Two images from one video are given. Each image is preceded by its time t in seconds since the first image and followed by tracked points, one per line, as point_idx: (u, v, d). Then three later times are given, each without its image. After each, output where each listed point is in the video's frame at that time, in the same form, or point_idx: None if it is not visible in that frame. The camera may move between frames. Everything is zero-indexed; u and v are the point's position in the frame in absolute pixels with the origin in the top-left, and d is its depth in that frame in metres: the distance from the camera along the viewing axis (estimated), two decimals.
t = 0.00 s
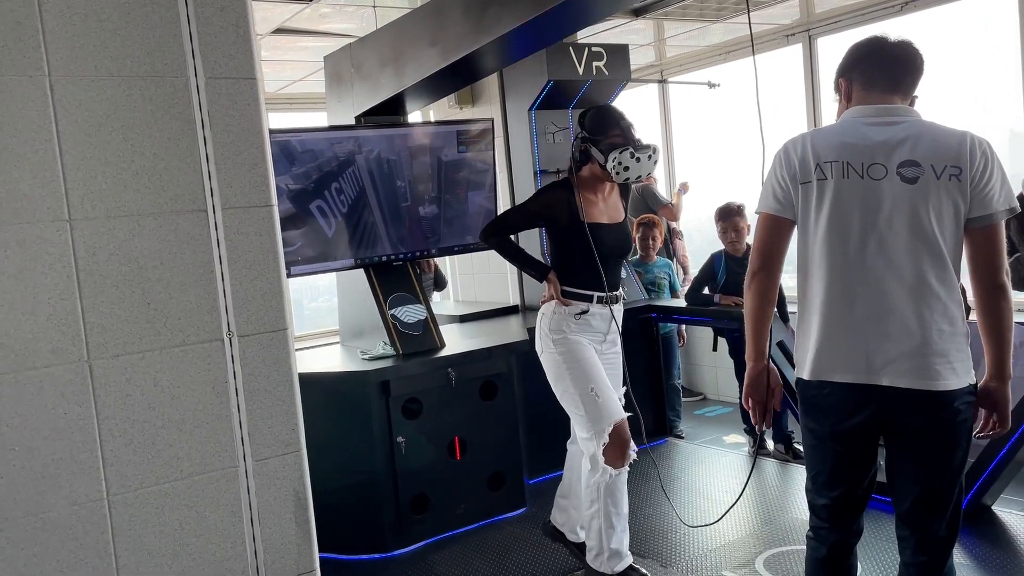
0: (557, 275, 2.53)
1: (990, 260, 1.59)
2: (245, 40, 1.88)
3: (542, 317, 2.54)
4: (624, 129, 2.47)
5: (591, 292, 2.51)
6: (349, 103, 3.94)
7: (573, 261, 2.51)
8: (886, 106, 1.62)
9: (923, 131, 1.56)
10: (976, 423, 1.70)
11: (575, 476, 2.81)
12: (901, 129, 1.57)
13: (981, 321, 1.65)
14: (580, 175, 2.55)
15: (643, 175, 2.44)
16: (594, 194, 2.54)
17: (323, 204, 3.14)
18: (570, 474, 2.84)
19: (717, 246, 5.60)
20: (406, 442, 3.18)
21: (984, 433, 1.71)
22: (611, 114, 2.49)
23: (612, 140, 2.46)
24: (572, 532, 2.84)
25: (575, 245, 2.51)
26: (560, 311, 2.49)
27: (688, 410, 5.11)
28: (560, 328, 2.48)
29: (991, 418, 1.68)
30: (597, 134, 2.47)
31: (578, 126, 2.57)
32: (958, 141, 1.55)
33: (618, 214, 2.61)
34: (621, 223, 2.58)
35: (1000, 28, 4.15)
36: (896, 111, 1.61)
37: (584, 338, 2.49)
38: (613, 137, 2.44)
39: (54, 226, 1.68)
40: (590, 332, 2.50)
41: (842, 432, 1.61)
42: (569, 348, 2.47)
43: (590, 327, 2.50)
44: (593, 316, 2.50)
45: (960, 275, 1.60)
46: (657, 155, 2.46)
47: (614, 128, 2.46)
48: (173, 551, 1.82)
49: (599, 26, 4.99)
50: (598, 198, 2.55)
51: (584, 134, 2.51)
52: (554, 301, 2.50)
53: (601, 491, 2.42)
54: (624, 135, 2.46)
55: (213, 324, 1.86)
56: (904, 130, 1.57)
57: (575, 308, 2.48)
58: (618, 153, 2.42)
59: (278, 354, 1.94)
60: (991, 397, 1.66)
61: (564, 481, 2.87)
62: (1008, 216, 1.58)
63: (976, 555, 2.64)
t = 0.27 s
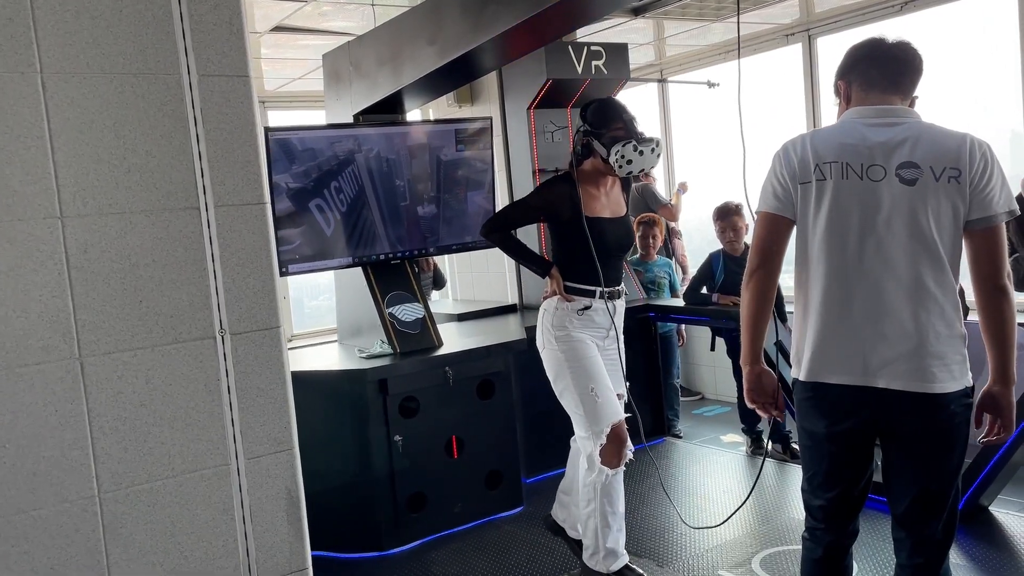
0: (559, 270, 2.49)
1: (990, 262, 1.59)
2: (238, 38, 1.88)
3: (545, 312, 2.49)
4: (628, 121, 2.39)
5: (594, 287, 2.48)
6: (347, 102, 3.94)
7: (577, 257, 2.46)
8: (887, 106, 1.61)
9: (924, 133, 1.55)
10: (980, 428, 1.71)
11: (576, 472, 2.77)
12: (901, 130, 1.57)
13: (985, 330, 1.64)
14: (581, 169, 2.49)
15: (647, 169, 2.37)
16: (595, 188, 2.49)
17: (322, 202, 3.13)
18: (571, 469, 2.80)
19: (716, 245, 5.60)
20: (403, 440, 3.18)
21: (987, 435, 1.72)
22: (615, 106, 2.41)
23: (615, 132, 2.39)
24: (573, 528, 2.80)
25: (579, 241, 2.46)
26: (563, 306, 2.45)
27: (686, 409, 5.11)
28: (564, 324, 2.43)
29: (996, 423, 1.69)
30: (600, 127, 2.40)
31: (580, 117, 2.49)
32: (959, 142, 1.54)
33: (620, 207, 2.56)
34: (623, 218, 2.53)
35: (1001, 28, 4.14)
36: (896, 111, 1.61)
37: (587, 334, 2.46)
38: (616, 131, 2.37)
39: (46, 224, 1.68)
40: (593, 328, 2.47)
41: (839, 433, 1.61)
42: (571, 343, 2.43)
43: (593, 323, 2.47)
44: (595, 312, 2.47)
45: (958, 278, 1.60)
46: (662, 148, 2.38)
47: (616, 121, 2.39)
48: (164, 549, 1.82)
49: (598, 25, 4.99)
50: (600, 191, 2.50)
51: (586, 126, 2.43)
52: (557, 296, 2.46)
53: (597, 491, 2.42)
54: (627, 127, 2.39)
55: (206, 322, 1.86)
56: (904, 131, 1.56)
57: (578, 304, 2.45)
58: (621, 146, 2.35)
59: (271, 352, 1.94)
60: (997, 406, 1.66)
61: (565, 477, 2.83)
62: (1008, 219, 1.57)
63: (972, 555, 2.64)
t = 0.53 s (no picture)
0: (557, 269, 2.47)
1: (987, 261, 1.58)
2: (232, 35, 1.87)
3: (543, 311, 2.48)
4: (628, 119, 2.39)
5: (591, 285, 2.46)
6: (346, 100, 3.93)
7: (575, 255, 2.44)
8: (886, 106, 1.61)
9: (922, 132, 1.55)
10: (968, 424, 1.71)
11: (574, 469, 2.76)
12: (899, 130, 1.56)
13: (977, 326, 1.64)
14: (581, 166, 2.48)
15: (647, 167, 2.36)
16: (595, 186, 2.47)
17: (322, 200, 3.13)
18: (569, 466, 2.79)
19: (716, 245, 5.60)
20: (400, 439, 3.18)
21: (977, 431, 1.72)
22: (615, 103, 2.41)
23: (615, 130, 2.38)
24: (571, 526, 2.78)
25: (578, 239, 2.44)
26: (561, 305, 2.43)
27: (684, 409, 5.10)
28: (561, 323, 2.42)
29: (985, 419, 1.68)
30: (600, 124, 2.39)
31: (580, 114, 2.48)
32: (957, 142, 1.54)
33: (619, 207, 2.55)
34: (623, 216, 2.52)
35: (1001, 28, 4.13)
36: (895, 110, 1.60)
37: (585, 333, 2.44)
38: (617, 128, 2.36)
39: (37, 221, 1.68)
40: (590, 327, 2.45)
41: (836, 433, 1.60)
42: (569, 342, 2.42)
43: (591, 322, 2.46)
44: (592, 311, 2.46)
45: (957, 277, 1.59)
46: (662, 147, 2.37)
47: (617, 118, 2.38)
48: (156, 547, 1.82)
49: (597, 23, 4.98)
50: (600, 189, 2.49)
51: (587, 124, 2.42)
52: (555, 295, 2.44)
53: (593, 490, 2.42)
54: (627, 125, 2.38)
55: (199, 320, 1.86)
56: (903, 131, 1.56)
57: (575, 303, 2.44)
58: (622, 143, 2.33)
59: (264, 350, 1.94)
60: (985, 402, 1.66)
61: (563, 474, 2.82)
62: (1006, 219, 1.57)
63: (969, 556, 2.63)
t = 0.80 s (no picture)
0: (555, 268, 2.45)
1: (987, 261, 1.57)
2: (227, 33, 1.87)
3: (541, 310, 2.47)
4: (626, 118, 2.38)
5: (587, 285, 2.45)
6: (345, 99, 3.93)
7: (572, 254, 2.43)
8: (884, 105, 1.60)
9: (921, 131, 1.54)
10: (972, 428, 1.69)
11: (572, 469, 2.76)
12: (898, 129, 1.55)
13: (979, 328, 1.63)
14: (579, 165, 2.47)
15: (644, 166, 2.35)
16: (593, 186, 2.47)
17: (323, 197, 3.13)
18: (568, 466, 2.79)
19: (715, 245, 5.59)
20: (398, 439, 3.17)
21: (981, 434, 1.71)
22: (613, 102, 2.40)
23: (613, 129, 2.36)
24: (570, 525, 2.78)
25: (574, 238, 2.42)
26: (558, 304, 2.43)
27: (683, 409, 5.10)
28: (559, 322, 2.42)
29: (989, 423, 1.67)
30: (598, 122, 2.37)
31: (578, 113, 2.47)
32: (956, 141, 1.52)
33: (617, 206, 2.53)
34: (620, 216, 2.51)
35: (1002, 28, 4.13)
36: (894, 110, 1.59)
37: (583, 332, 2.43)
38: (614, 127, 2.35)
39: (30, 219, 1.67)
40: (589, 326, 2.44)
41: (834, 434, 1.60)
42: (567, 342, 2.41)
43: (590, 321, 2.45)
44: (590, 310, 2.45)
45: (957, 277, 1.58)
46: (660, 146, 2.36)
47: (614, 117, 2.37)
48: (149, 546, 1.81)
49: (597, 23, 4.97)
50: (597, 188, 2.48)
51: (584, 123, 2.41)
52: (554, 294, 2.43)
53: (591, 490, 2.41)
54: (625, 123, 2.37)
55: (192, 319, 1.85)
56: (902, 130, 1.55)
57: (574, 302, 2.43)
58: (619, 143, 2.33)
59: (259, 349, 1.94)
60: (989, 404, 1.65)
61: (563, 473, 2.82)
62: (1006, 218, 1.56)
63: (968, 557, 2.63)
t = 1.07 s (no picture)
0: (552, 267, 2.44)
1: (987, 262, 1.56)
2: (222, 32, 1.86)
3: (539, 311, 2.46)
4: (623, 115, 2.37)
5: (587, 284, 2.43)
6: (342, 99, 3.92)
7: (572, 252, 2.42)
8: (883, 106, 1.59)
9: (920, 132, 1.53)
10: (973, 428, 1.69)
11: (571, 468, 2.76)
12: (896, 130, 1.54)
13: (980, 330, 1.62)
14: (575, 163, 2.46)
15: (642, 164, 2.35)
16: (590, 184, 2.46)
17: (320, 198, 3.12)
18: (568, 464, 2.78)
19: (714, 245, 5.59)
20: (395, 439, 3.17)
21: (982, 435, 1.70)
22: (610, 100, 2.39)
23: (611, 126, 2.35)
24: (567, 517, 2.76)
25: (573, 236, 2.42)
26: (557, 305, 2.42)
27: (681, 409, 5.10)
28: (559, 323, 2.40)
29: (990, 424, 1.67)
30: (596, 120, 2.36)
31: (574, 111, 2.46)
32: (955, 142, 1.52)
33: (614, 204, 2.53)
34: (617, 214, 2.50)
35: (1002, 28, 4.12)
36: (892, 110, 1.58)
37: (581, 332, 2.42)
38: (611, 125, 2.35)
39: (22, 218, 1.67)
40: (587, 326, 2.44)
41: (831, 434, 1.60)
42: (566, 342, 2.40)
43: (588, 321, 2.44)
44: (589, 309, 2.44)
45: (956, 278, 1.58)
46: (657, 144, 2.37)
47: (611, 115, 2.36)
48: (142, 547, 1.81)
49: (596, 23, 4.97)
50: (594, 187, 2.48)
51: (581, 121, 2.41)
52: (552, 294, 2.42)
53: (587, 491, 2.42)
54: (623, 121, 2.36)
55: (187, 319, 1.85)
56: (900, 130, 1.54)
57: (572, 302, 2.42)
58: (616, 140, 2.33)
59: (254, 349, 1.93)
60: (990, 405, 1.65)
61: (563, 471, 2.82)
62: (1005, 219, 1.55)
63: (965, 557, 2.63)
